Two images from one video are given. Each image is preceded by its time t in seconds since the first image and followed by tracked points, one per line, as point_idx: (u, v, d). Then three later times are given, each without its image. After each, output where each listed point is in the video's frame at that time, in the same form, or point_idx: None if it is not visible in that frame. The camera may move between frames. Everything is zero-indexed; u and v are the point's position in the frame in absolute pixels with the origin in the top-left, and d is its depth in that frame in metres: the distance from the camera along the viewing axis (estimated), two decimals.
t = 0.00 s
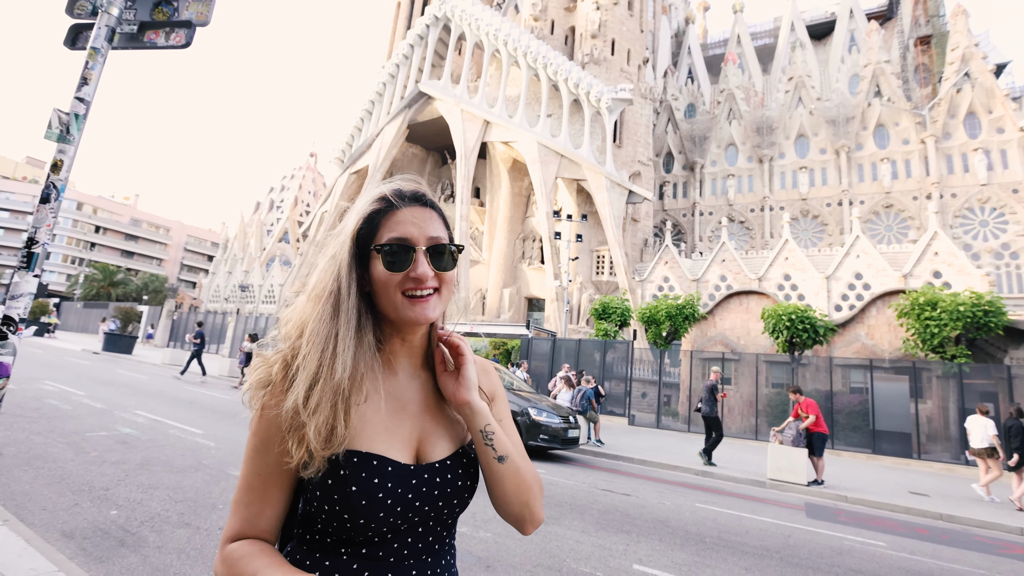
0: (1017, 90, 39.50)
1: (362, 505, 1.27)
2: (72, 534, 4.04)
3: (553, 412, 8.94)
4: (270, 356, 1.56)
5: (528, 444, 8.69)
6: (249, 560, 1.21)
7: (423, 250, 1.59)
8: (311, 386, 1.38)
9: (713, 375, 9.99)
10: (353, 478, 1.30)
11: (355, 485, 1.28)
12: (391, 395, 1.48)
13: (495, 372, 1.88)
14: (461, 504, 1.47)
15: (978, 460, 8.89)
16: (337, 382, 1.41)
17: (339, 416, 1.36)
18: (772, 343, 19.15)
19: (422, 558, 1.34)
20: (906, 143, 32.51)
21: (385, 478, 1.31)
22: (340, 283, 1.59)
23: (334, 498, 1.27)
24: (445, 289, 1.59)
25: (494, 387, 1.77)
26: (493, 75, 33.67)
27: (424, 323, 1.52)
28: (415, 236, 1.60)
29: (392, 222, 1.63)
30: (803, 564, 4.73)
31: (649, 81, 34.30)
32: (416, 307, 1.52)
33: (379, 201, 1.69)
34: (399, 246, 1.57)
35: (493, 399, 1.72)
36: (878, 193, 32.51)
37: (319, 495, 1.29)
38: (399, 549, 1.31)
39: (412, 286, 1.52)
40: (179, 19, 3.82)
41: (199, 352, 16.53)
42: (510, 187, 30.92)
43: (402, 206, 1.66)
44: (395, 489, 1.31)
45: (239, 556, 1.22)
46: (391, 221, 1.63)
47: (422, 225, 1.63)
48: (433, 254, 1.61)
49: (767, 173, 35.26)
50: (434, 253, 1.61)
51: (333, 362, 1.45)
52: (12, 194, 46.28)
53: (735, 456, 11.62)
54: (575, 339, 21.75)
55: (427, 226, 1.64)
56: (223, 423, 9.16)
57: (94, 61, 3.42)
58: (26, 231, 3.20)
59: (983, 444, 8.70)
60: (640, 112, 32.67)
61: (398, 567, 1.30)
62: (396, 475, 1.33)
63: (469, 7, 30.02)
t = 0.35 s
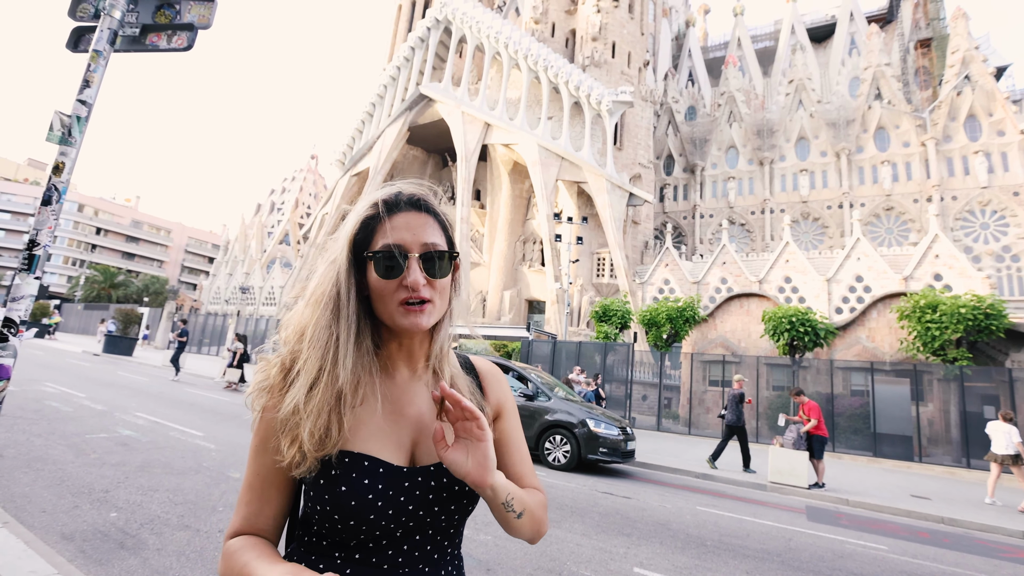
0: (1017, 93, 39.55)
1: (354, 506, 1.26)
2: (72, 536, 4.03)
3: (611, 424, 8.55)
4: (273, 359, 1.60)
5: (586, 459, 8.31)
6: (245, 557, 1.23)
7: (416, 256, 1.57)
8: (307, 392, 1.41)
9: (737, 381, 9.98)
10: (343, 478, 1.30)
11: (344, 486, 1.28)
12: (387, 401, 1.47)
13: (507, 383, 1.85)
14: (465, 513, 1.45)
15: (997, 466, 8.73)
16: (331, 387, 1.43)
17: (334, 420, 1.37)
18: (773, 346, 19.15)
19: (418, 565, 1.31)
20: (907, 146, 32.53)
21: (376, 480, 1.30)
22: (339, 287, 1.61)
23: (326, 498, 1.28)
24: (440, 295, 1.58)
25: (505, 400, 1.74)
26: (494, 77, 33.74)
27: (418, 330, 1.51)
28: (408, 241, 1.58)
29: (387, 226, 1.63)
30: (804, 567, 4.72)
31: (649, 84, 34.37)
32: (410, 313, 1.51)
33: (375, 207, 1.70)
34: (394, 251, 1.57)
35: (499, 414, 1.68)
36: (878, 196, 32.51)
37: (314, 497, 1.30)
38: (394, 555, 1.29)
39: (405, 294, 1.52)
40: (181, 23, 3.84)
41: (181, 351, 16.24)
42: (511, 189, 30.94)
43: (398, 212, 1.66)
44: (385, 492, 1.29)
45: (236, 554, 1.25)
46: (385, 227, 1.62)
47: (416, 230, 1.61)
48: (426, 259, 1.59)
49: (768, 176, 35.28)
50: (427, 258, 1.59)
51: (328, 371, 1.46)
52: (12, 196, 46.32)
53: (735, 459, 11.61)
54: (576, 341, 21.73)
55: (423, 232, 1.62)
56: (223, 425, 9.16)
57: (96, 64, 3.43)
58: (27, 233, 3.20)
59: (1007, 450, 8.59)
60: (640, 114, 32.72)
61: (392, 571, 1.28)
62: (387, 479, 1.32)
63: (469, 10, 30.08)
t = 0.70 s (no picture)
0: (1017, 92, 39.53)
1: (346, 505, 1.26)
2: (72, 537, 4.03)
3: (678, 433, 8.09)
4: (272, 358, 1.63)
5: (654, 471, 7.83)
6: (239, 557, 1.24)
7: (408, 253, 1.57)
8: (300, 390, 1.42)
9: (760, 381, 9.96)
10: (336, 477, 1.30)
11: (336, 485, 1.28)
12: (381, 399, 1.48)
13: (509, 385, 1.85)
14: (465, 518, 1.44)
15: None
16: (322, 384, 1.43)
17: (328, 416, 1.38)
18: (773, 345, 19.15)
19: (415, 565, 1.31)
20: (906, 145, 32.53)
21: (367, 478, 1.29)
22: (333, 284, 1.62)
23: (322, 493, 1.29)
24: (433, 291, 1.57)
25: (506, 408, 1.75)
26: (493, 78, 33.75)
27: (412, 327, 1.51)
28: (402, 238, 1.59)
29: (379, 224, 1.63)
30: (803, 567, 4.72)
31: (649, 83, 34.37)
32: (403, 311, 1.51)
33: (367, 208, 1.71)
34: (386, 247, 1.57)
35: (498, 417, 1.68)
36: (878, 195, 32.50)
37: (310, 495, 1.32)
38: (389, 556, 1.28)
39: (398, 293, 1.52)
40: (180, 23, 3.84)
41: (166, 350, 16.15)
42: (511, 189, 30.94)
43: (390, 210, 1.67)
44: (378, 492, 1.27)
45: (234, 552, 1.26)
46: (377, 225, 1.63)
47: (408, 226, 1.62)
48: (419, 256, 1.59)
49: (767, 175, 35.28)
50: (421, 255, 1.59)
51: (322, 370, 1.47)
52: (12, 197, 46.32)
53: (735, 459, 11.60)
54: (576, 341, 21.73)
55: (414, 229, 1.62)
56: (224, 425, 9.16)
57: (96, 65, 3.43)
58: (27, 234, 3.20)
59: None
60: (640, 114, 32.70)
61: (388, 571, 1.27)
62: (380, 478, 1.30)
63: (469, 9, 30.03)
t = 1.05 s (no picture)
0: (1017, 92, 39.50)
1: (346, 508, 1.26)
2: (74, 538, 4.03)
3: (764, 443, 7.40)
4: (265, 365, 1.60)
5: (743, 486, 7.15)
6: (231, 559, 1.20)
7: (426, 255, 1.58)
8: (302, 391, 1.42)
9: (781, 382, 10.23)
10: (338, 476, 1.31)
11: (339, 485, 1.29)
12: (382, 401, 1.47)
13: (507, 385, 1.85)
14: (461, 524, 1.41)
15: None
16: (325, 386, 1.43)
17: (332, 419, 1.38)
18: (774, 345, 19.14)
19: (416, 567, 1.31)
20: (907, 145, 32.50)
21: (372, 477, 1.30)
22: (335, 287, 1.61)
23: (325, 496, 1.30)
24: (447, 292, 1.58)
25: (506, 409, 1.74)
26: (493, 78, 33.80)
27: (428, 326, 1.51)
28: (417, 239, 1.60)
29: (393, 225, 1.63)
30: (803, 566, 4.72)
31: (648, 84, 34.38)
32: (421, 309, 1.51)
33: (382, 206, 1.71)
34: (399, 249, 1.57)
35: (497, 418, 1.67)
36: (879, 195, 32.51)
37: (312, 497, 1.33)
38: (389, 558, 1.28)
39: (411, 292, 1.52)
40: (181, 25, 3.85)
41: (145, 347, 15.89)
42: (511, 190, 30.94)
43: (403, 211, 1.67)
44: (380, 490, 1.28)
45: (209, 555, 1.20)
46: (391, 226, 1.63)
47: (423, 229, 1.63)
48: (435, 258, 1.60)
49: (768, 175, 35.27)
50: (436, 257, 1.60)
51: (326, 371, 1.47)
52: (13, 198, 46.34)
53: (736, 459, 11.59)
54: (577, 342, 21.74)
55: (426, 231, 1.64)
56: (224, 426, 9.18)
57: (96, 67, 3.43)
58: (28, 236, 3.19)
59: None
60: (640, 114, 32.69)
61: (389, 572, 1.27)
62: (383, 478, 1.30)
63: (469, 10, 30.01)
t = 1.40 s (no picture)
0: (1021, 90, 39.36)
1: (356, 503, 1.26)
2: (76, 537, 4.05)
3: (881, 458, 6.72)
4: (276, 362, 1.62)
5: (868, 509, 6.44)
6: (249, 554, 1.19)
7: (406, 257, 1.58)
8: (308, 388, 1.41)
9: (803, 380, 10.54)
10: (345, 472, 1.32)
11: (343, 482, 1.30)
12: (388, 398, 1.47)
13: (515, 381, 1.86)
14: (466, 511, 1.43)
15: None
16: (333, 382, 1.44)
17: (341, 412, 1.38)
18: (775, 344, 19.12)
19: (424, 565, 1.32)
20: (909, 143, 32.39)
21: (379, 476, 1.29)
22: (339, 291, 1.64)
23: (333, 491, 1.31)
24: (434, 295, 1.57)
25: (517, 405, 1.74)
26: (495, 78, 33.82)
27: (408, 328, 1.50)
28: (401, 243, 1.59)
29: (381, 230, 1.64)
30: (806, 566, 4.71)
31: (650, 83, 34.34)
32: (397, 314, 1.51)
33: (374, 210, 1.72)
34: (390, 253, 1.58)
35: (502, 414, 1.68)
36: (881, 193, 32.45)
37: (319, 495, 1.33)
38: (398, 554, 1.28)
39: (395, 296, 1.52)
40: (183, 24, 3.85)
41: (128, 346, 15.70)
42: (513, 189, 30.95)
43: (394, 216, 1.68)
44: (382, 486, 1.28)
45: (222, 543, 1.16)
46: (381, 230, 1.64)
47: (408, 232, 1.62)
48: (419, 261, 1.58)
49: (770, 174, 35.20)
50: (423, 258, 1.59)
51: (332, 368, 1.47)
52: (16, 199, 46.46)
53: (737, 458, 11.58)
54: (579, 341, 21.75)
55: (418, 233, 1.63)
56: (227, 425, 9.21)
57: (98, 67, 3.44)
58: (30, 235, 3.19)
59: None
60: (642, 113, 32.65)
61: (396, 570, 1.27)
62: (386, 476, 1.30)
63: (470, 9, 30.00)
